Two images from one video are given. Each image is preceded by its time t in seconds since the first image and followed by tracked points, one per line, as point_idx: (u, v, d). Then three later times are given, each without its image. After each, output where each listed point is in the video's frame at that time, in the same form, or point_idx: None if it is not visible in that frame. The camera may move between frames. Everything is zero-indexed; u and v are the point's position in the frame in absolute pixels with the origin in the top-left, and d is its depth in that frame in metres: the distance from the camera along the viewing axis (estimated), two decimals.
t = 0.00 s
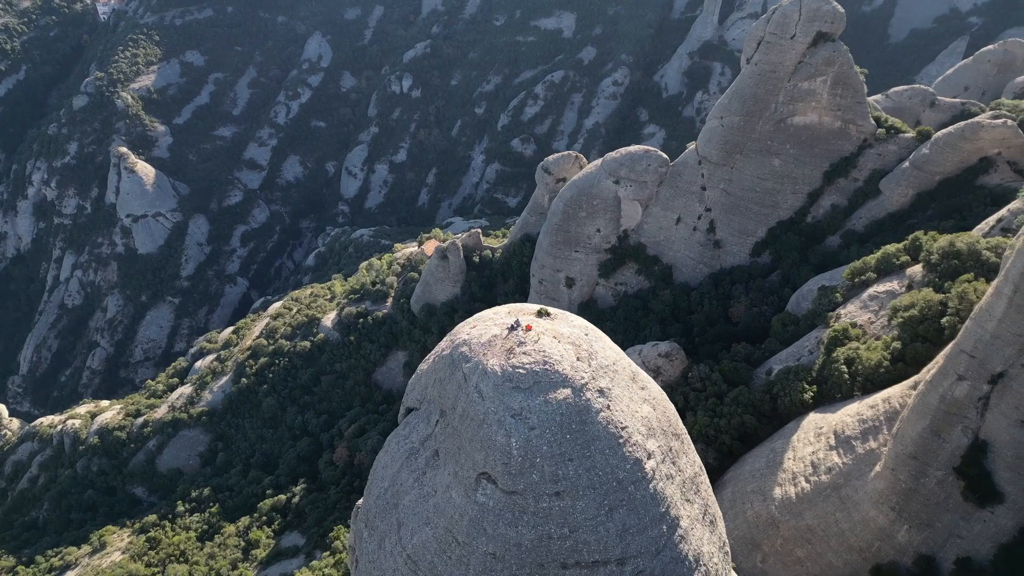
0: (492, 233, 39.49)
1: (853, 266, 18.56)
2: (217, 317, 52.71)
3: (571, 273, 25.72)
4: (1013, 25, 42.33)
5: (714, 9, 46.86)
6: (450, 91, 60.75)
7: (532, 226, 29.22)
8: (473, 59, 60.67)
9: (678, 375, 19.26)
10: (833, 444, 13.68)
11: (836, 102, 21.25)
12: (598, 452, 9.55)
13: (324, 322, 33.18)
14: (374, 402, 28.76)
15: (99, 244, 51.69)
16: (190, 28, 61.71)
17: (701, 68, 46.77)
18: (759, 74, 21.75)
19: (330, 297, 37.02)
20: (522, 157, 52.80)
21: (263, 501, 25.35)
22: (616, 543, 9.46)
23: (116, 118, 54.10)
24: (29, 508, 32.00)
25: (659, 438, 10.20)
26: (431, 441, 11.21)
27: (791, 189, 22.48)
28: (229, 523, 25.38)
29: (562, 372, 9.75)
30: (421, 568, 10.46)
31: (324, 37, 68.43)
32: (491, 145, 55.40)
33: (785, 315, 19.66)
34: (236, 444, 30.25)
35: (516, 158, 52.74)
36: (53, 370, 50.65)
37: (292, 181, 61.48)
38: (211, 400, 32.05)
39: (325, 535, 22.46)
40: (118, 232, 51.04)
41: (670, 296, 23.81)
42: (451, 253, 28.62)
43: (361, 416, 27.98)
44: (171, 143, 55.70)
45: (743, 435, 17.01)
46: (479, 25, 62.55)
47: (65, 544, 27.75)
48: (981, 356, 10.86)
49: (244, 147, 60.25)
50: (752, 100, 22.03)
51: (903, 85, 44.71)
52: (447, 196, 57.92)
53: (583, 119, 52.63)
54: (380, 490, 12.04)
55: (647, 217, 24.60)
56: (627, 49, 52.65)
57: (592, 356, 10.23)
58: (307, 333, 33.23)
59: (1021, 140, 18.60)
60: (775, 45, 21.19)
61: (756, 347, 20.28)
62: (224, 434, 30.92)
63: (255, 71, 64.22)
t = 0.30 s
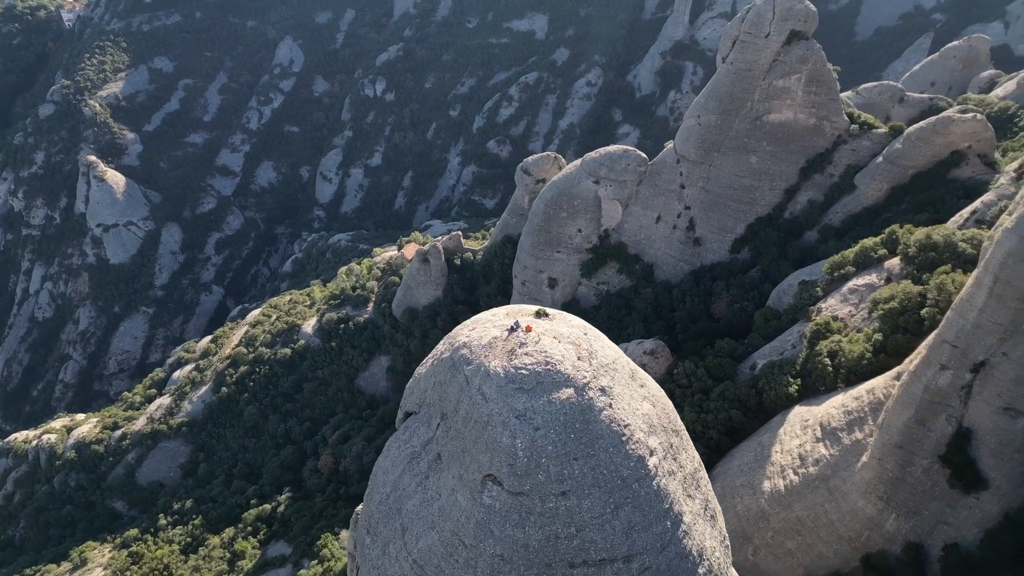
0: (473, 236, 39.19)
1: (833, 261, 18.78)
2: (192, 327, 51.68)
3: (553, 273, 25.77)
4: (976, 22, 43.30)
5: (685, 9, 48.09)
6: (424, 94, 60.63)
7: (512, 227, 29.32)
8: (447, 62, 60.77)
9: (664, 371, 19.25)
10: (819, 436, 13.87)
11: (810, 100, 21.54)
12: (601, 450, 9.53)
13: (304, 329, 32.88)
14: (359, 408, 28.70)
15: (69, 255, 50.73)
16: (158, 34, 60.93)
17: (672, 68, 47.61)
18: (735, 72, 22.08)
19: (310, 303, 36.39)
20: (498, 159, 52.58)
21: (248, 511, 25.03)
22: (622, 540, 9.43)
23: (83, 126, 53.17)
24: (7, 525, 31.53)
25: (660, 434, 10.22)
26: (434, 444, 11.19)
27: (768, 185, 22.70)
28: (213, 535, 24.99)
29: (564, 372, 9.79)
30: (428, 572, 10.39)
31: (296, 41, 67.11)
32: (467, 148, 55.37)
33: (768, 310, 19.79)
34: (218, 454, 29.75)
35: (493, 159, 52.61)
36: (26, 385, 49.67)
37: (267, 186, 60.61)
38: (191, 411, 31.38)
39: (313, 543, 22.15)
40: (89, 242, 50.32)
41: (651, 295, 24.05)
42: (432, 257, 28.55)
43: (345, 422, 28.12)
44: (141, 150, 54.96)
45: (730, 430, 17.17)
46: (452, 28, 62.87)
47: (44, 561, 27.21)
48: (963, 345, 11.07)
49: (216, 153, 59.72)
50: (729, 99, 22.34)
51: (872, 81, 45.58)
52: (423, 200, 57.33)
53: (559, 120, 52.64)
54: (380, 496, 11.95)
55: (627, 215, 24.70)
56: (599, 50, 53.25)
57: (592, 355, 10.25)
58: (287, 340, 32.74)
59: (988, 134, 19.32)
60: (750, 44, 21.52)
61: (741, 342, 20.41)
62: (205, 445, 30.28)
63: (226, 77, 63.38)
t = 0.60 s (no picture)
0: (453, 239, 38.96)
1: (812, 256, 19.10)
2: (167, 338, 50.57)
3: (535, 274, 25.78)
4: (941, 18, 45.21)
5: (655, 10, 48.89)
6: (397, 97, 60.40)
7: (493, 229, 29.30)
8: (420, 65, 60.77)
9: (650, 370, 19.53)
10: (806, 429, 14.06)
11: (785, 98, 21.98)
12: (606, 449, 9.46)
13: (285, 337, 32.56)
14: (342, 414, 28.52)
15: (38, 267, 49.75)
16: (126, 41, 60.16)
17: (645, 69, 48.21)
18: (711, 72, 22.38)
19: (290, 310, 36.15)
20: (473, 162, 52.94)
21: (233, 523, 24.66)
22: (628, 538, 9.38)
23: (50, 136, 51.99)
24: None
25: (660, 431, 10.20)
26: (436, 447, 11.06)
27: (746, 183, 22.97)
28: (197, 548, 24.54)
29: (566, 372, 9.72)
30: None
31: (266, 47, 66.01)
32: (442, 151, 55.33)
33: (751, 306, 20.02)
34: (199, 466, 29.33)
35: (468, 162, 52.88)
36: None
37: (240, 194, 59.93)
38: (171, 422, 31.11)
39: (300, 553, 21.70)
40: (59, 254, 49.11)
41: (634, 293, 23.98)
42: (413, 260, 28.44)
43: (329, 430, 27.73)
44: (111, 159, 53.73)
45: (717, 425, 17.35)
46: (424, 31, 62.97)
47: None
48: (945, 335, 11.30)
49: (188, 161, 58.82)
50: (705, 98, 22.63)
51: (841, 79, 46.72)
52: (400, 204, 57.28)
53: (533, 122, 53.40)
54: (382, 502, 11.86)
55: (607, 215, 24.93)
56: (573, 52, 53.94)
57: (592, 355, 10.23)
58: (267, 348, 32.45)
59: (959, 129, 19.78)
60: (725, 44, 21.83)
61: (724, 338, 20.61)
62: (185, 457, 29.98)
63: (196, 83, 62.81)
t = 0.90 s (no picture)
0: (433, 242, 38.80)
1: (792, 252, 19.34)
2: (143, 348, 49.97)
3: (518, 275, 25.75)
4: (906, 15, 46.76)
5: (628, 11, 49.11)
6: (371, 100, 60.54)
7: (473, 231, 29.32)
8: (393, 68, 60.93)
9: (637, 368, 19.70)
10: (793, 422, 14.22)
11: (761, 96, 22.28)
12: (609, 447, 8.79)
13: (265, 344, 31.90)
14: (325, 421, 28.18)
15: (7, 279, 48.74)
16: (94, 49, 58.76)
17: (618, 69, 49.09)
18: (688, 71, 22.56)
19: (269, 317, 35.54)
20: (450, 164, 53.39)
21: (216, 534, 24.31)
22: (634, 534, 8.79)
23: (16, 146, 51.27)
24: None
25: (661, 428, 9.47)
26: (436, 450, 10.21)
27: (724, 180, 23.27)
28: (180, 560, 24.14)
29: (569, 371, 8.97)
30: None
31: (236, 52, 66.08)
32: (418, 153, 55.21)
33: (733, 302, 20.21)
34: (180, 477, 28.95)
35: (445, 164, 53.21)
36: None
37: (213, 201, 58.93)
38: (149, 434, 30.48)
39: (287, 561, 21.48)
40: (28, 266, 48.02)
41: (616, 292, 24.20)
42: (394, 264, 28.32)
43: (313, 436, 27.50)
44: (79, 168, 52.47)
45: (705, 420, 17.45)
46: (396, 35, 62.55)
47: None
48: (928, 326, 11.46)
49: (160, 168, 57.79)
50: (683, 96, 22.79)
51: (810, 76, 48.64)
52: (377, 207, 57.26)
53: (509, 122, 53.81)
54: (384, 508, 10.90)
55: (588, 214, 24.88)
56: (547, 53, 54.58)
57: (593, 352, 9.45)
58: (247, 356, 31.78)
59: (930, 124, 20.22)
60: (702, 43, 22.06)
61: (707, 334, 20.83)
62: (166, 468, 29.52)
63: (166, 90, 61.83)
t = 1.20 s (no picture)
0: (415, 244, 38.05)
1: (772, 247, 19.61)
2: (116, 359, 48.78)
3: (501, 277, 25.55)
4: (873, 12, 49.20)
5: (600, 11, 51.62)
6: (345, 104, 59.97)
7: (454, 233, 29.27)
8: (366, 71, 60.70)
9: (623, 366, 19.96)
10: (779, 415, 14.44)
11: (737, 94, 22.64)
12: (612, 445, 8.72)
13: (245, 352, 31.68)
14: (308, 428, 27.90)
15: None
16: (61, 54, 57.46)
17: (591, 69, 50.93)
18: (665, 71, 22.84)
19: (248, 324, 35.05)
20: (426, 167, 53.00)
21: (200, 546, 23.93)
22: (639, 531, 8.68)
23: None
24: None
25: (662, 424, 9.46)
26: (438, 453, 9.90)
27: (702, 178, 23.52)
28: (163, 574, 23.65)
29: (570, 371, 8.91)
30: None
31: (206, 57, 64.77)
32: (394, 156, 55.11)
33: (715, 299, 20.41)
34: (161, 489, 28.48)
35: (420, 167, 52.99)
36: None
37: (186, 208, 58.28)
38: (128, 446, 29.96)
39: (274, 570, 21.24)
40: None
41: (599, 291, 24.18)
42: (375, 268, 28.21)
43: (296, 444, 27.11)
44: (48, 177, 51.49)
45: (692, 416, 17.61)
46: (369, 37, 62.96)
47: None
48: (909, 318, 11.76)
49: (130, 176, 56.98)
50: (661, 96, 23.07)
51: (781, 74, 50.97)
52: (353, 211, 56.67)
53: (484, 125, 54.73)
54: (385, 513, 10.32)
55: (569, 215, 25.02)
56: (520, 54, 56.41)
57: (593, 352, 9.41)
58: (227, 364, 31.52)
59: (902, 119, 20.67)
60: (678, 43, 22.38)
61: (690, 331, 21.05)
62: (147, 481, 29.02)
63: (135, 96, 60.64)
